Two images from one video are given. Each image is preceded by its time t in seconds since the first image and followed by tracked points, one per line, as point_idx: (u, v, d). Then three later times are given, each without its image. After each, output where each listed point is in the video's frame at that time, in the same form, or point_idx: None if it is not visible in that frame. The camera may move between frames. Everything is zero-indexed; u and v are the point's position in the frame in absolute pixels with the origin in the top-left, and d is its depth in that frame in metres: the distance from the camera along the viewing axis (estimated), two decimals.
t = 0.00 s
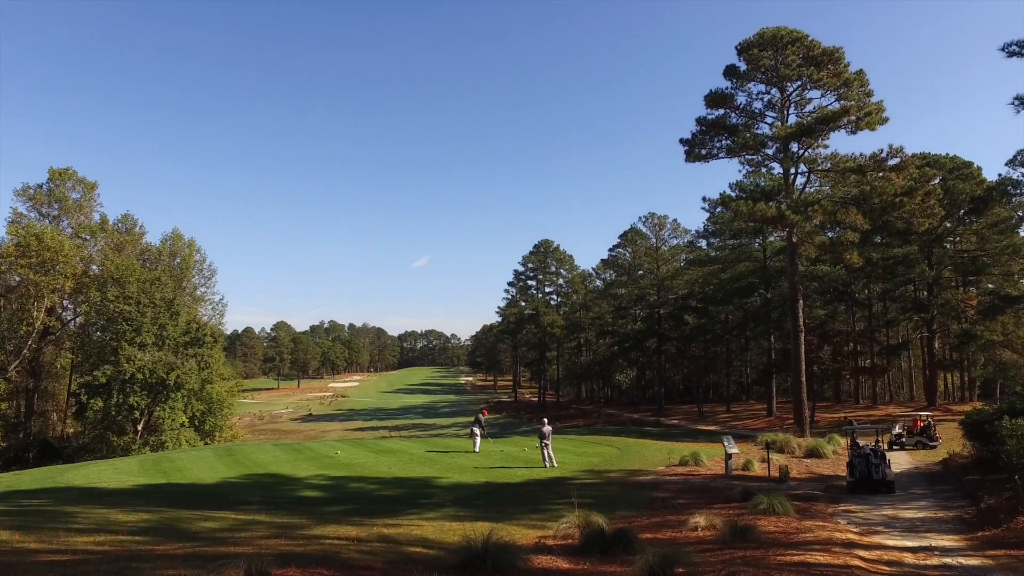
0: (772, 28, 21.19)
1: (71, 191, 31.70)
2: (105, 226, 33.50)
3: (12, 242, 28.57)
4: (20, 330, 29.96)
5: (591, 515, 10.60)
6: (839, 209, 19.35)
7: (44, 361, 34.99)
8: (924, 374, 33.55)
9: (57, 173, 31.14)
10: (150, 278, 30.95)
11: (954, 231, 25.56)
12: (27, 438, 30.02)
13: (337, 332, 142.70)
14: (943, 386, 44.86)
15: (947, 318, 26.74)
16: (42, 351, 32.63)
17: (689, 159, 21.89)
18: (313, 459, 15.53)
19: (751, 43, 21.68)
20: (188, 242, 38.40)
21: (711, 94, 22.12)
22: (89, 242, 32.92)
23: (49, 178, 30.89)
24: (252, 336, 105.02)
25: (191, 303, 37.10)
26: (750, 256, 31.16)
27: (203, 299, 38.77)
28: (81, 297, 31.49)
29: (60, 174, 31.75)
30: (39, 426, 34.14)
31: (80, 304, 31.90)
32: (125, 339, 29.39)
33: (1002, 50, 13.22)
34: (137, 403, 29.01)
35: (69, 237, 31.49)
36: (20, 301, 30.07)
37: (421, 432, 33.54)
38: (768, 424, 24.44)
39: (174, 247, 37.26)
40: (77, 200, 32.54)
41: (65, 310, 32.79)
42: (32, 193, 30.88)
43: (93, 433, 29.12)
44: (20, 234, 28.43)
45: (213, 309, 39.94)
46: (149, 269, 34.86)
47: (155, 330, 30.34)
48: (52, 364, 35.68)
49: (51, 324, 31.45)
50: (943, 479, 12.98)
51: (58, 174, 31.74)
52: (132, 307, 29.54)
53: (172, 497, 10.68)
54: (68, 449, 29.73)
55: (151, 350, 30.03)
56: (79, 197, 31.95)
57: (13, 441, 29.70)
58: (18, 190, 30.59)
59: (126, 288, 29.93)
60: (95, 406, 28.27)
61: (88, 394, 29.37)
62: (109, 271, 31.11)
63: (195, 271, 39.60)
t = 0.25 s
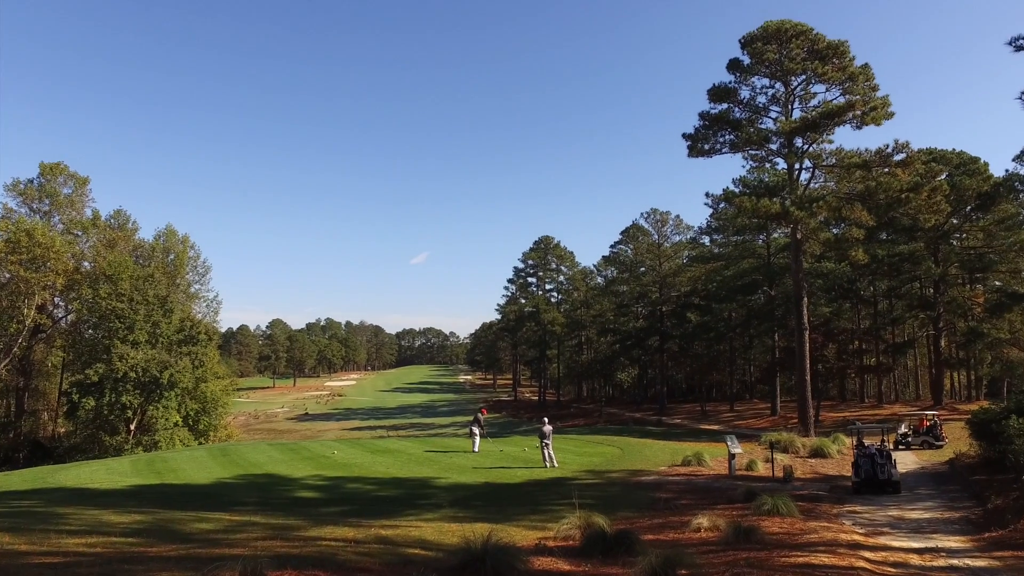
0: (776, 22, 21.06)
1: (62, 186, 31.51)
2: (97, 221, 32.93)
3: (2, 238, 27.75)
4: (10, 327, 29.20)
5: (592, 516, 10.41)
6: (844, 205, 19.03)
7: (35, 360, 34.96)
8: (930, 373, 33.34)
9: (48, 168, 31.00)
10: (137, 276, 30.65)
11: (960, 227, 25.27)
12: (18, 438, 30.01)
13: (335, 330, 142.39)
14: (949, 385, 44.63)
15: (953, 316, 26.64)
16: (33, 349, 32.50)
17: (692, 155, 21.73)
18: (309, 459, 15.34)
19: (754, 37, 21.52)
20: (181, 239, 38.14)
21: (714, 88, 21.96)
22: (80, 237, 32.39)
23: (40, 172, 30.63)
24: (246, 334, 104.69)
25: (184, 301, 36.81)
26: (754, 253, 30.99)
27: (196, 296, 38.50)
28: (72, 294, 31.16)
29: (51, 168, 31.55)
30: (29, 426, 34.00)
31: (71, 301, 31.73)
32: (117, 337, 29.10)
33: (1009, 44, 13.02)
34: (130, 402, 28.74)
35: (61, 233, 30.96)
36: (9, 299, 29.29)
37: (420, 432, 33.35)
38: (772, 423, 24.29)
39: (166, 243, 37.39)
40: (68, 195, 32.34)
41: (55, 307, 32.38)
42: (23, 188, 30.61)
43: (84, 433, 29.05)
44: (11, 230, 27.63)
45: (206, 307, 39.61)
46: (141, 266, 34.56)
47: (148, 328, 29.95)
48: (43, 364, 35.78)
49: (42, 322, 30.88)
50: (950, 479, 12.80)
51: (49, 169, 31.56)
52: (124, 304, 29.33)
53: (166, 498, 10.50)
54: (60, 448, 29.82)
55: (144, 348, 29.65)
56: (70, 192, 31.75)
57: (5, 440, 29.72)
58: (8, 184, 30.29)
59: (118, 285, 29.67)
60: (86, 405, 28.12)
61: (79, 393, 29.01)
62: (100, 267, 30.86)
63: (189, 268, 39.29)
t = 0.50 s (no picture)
0: (782, 12, 20.80)
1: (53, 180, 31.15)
2: (90, 217, 32.69)
3: None
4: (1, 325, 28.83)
5: (595, 517, 10.19)
6: (852, 201, 18.97)
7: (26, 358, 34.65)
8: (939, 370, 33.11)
9: (39, 162, 30.61)
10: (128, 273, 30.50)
11: (970, 223, 25.05)
12: (10, 438, 29.87)
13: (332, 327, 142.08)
14: (959, 382, 44.35)
15: (963, 312, 26.54)
16: (23, 348, 32.11)
17: (697, 148, 21.52)
18: (306, 460, 15.13)
19: (761, 28, 21.24)
20: (175, 234, 37.84)
21: (719, 81, 21.73)
22: (72, 233, 32.13)
23: (31, 167, 30.31)
24: (241, 332, 104.42)
25: (178, 297, 36.59)
26: (760, 249, 30.73)
27: (191, 293, 38.07)
28: (64, 291, 30.75)
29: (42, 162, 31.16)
30: (20, 426, 33.77)
31: (62, 297, 31.03)
32: (111, 335, 28.99)
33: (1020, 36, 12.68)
34: (123, 401, 28.55)
35: (52, 228, 30.74)
36: None
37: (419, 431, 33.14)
38: (780, 422, 24.11)
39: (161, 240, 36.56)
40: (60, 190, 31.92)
41: (47, 305, 32.07)
42: (14, 182, 30.37)
43: (78, 433, 29.27)
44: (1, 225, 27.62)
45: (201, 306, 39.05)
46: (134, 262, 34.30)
47: (141, 325, 29.89)
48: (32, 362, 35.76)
49: (33, 320, 30.28)
50: (960, 479, 12.57)
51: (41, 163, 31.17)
52: (116, 302, 29.17)
53: (160, 499, 10.29)
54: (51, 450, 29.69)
55: (137, 346, 29.55)
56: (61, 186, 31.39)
57: None
58: None
59: (111, 281, 29.52)
60: (78, 404, 27.81)
61: (71, 391, 28.64)
62: (92, 263, 30.43)
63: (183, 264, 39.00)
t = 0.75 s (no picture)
0: (793, 2, 20.55)
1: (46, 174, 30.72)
2: (83, 212, 32.38)
3: None
4: None
5: (600, 519, 9.95)
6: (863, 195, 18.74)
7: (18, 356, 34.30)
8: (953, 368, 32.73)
9: (30, 155, 30.04)
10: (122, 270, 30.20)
11: (984, 218, 24.64)
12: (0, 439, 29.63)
13: (331, 325, 141.81)
14: (972, 381, 43.95)
15: (976, 310, 26.22)
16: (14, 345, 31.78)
17: (705, 141, 21.26)
18: (305, 460, 14.89)
19: (770, 18, 21.02)
20: (170, 229, 37.74)
21: (728, 72, 21.50)
22: (65, 228, 31.90)
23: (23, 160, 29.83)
24: (238, 330, 104.21)
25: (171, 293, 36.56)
26: (769, 244, 30.35)
27: (185, 289, 38.04)
28: (56, 287, 30.54)
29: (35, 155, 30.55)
30: (10, 425, 33.53)
31: (55, 294, 30.94)
32: (104, 332, 28.39)
33: None
34: (116, 400, 28.37)
35: (44, 223, 30.39)
36: None
37: (419, 431, 32.94)
38: (790, 421, 23.81)
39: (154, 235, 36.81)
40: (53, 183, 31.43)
41: (38, 301, 31.94)
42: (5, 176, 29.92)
43: (69, 433, 28.92)
44: None
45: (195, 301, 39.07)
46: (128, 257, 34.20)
47: (136, 322, 29.35)
48: (26, 360, 35.57)
49: (25, 317, 29.92)
50: (974, 480, 12.29)
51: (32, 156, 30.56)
52: (111, 298, 28.59)
53: (155, 500, 10.06)
54: (43, 449, 29.53)
55: (132, 343, 29.18)
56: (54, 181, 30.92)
57: None
58: None
59: (105, 277, 28.85)
60: (71, 404, 27.56)
61: (62, 390, 28.20)
62: (85, 259, 29.98)
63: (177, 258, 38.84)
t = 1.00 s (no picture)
0: None
1: (37, 167, 30.39)
2: (75, 205, 32.14)
3: None
4: None
5: (606, 521, 9.67)
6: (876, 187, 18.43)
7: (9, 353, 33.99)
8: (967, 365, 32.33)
9: (21, 147, 29.81)
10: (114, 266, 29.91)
11: (1000, 211, 24.22)
12: None
13: (331, 322, 141.53)
14: (989, 379, 43.51)
15: (992, 306, 25.89)
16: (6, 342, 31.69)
17: (714, 133, 20.93)
18: (303, 460, 14.62)
19: (781, 7, 20.81)
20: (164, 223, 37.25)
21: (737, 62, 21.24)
22: (57, 222, 31.68)
23: (13, 152, 29.57)
24: (235, 327, 103.82)
25: (166, 288, 36.07)
26: (780, 238, 29.90)
27: (180, 285, 37.63)
28: (48, 283, 30.41)
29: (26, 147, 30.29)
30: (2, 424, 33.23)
31: (46, 290, 30.66)
32: (96, 329, 28.11)
33: None
34: (109, 399, 28.05)
35: (36, 217, 30.18)
36: None
37: (420, 430, 32.68)
38: (800, 421, 23.49)
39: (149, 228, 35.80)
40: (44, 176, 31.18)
41: (30, 297, 31.78)
42: None
43: (61, 433, 28.77)
44: None
45: (192, 297, 38.48)
46: (120, 252, 33.68)
47: (129, 318, 29.17)
48: (14, 356, 35.55)
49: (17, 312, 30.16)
50: (989, 481, 12.00)
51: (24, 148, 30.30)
52: (103, 294, 28.46)
53: (149, 501, 9.80)
54: (34, 449, 29.21)
55: (125, 341, 28.90)
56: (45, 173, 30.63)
57: None
58: None
59: (98, 272, 28.95)
60: (62, 402, 27.10)
61: (54, 389, 27.91)
62: (77, 253, 30.00)
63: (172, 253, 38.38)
